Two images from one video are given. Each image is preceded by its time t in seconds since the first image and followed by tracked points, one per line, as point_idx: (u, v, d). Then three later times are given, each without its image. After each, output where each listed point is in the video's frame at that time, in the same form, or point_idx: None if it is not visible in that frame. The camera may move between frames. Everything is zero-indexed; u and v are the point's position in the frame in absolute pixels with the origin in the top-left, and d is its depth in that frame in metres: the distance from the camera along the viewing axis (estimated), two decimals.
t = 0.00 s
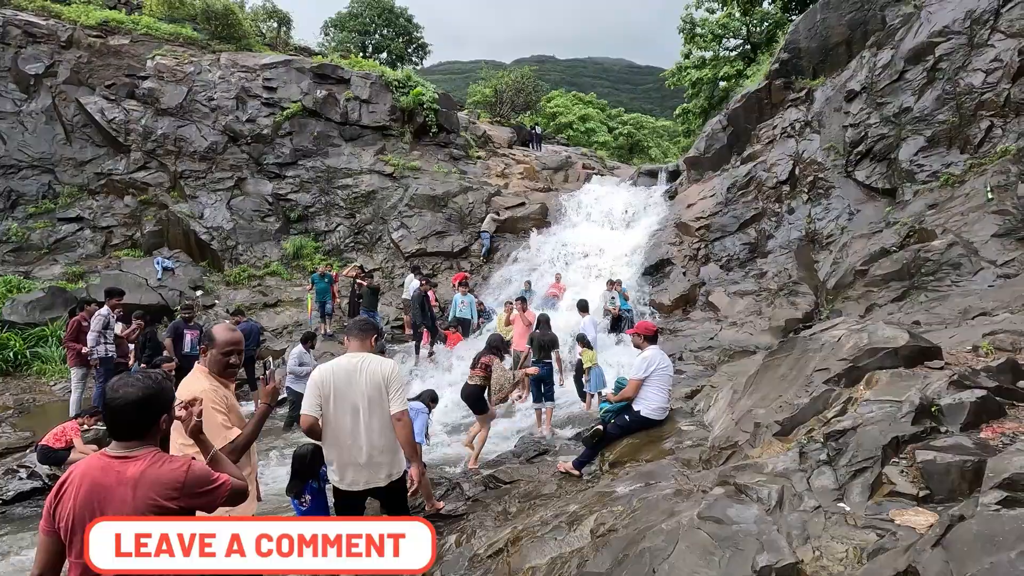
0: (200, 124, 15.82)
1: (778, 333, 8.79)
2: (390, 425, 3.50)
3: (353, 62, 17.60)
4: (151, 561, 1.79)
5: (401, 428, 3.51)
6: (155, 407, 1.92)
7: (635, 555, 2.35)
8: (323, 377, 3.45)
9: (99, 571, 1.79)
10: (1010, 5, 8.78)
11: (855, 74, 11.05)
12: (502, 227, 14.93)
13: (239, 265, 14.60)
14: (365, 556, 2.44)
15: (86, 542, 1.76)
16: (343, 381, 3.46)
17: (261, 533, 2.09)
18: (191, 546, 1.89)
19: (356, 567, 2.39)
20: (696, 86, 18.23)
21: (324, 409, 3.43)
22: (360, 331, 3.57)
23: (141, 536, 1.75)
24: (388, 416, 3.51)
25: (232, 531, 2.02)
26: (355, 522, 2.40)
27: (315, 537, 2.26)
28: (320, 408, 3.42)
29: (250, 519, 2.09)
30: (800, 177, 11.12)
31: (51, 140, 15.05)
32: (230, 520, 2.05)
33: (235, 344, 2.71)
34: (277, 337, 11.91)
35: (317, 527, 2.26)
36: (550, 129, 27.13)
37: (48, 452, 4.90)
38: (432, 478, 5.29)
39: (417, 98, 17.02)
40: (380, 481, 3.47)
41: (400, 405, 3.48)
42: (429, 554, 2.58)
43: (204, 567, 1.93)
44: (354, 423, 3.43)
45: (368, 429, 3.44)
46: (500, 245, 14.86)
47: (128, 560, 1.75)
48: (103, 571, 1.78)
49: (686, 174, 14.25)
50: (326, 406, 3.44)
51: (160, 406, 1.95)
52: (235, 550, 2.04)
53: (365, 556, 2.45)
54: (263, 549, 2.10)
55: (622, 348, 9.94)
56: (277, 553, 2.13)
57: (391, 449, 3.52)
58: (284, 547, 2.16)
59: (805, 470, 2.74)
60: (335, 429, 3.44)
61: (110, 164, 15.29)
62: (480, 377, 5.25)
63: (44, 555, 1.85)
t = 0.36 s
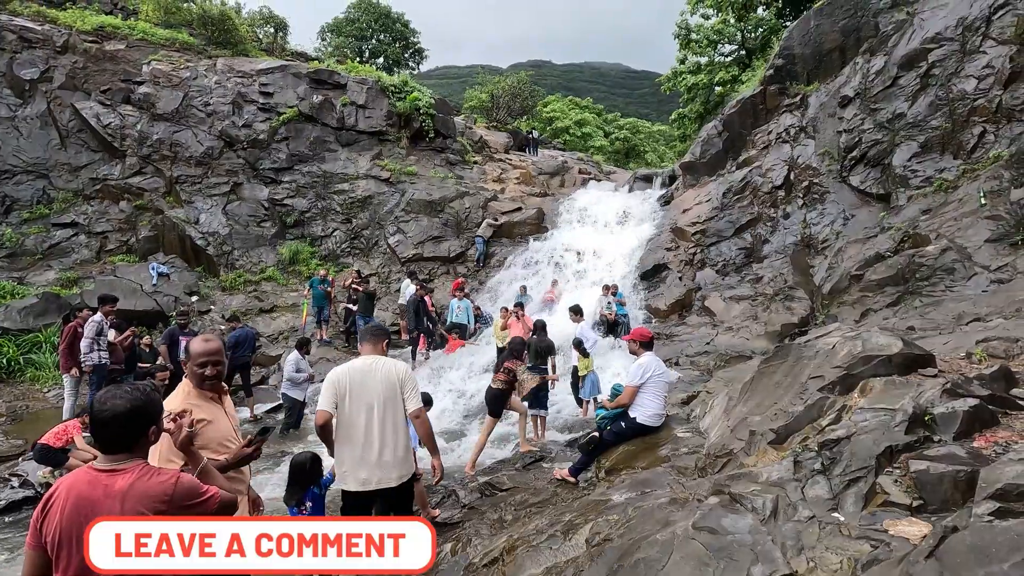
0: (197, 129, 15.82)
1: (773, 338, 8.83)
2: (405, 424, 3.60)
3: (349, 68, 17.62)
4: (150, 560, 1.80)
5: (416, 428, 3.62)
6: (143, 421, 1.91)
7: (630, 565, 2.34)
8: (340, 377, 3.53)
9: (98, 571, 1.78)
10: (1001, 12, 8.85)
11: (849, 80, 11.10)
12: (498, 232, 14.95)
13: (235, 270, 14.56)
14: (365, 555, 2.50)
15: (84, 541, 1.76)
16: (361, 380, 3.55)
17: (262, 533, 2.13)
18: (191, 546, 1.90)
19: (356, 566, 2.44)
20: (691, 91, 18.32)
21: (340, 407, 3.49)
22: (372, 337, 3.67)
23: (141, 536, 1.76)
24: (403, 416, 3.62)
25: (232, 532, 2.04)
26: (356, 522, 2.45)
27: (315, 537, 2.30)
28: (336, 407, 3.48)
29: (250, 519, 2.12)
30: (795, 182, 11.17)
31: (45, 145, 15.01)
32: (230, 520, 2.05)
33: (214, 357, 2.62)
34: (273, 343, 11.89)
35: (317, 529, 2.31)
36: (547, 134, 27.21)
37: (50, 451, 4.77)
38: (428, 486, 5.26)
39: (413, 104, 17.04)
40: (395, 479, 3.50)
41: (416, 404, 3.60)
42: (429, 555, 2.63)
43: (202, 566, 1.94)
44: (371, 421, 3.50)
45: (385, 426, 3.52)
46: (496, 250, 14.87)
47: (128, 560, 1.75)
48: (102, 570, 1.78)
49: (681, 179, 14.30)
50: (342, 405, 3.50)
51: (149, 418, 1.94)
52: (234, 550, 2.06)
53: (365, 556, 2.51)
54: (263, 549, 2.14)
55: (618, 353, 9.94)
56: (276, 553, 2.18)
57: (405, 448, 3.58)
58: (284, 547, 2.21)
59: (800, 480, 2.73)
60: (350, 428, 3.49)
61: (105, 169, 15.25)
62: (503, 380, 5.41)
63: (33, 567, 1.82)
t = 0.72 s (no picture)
0: (194, 134, 15.83)
1: (770, 345, 8.86)
2: (424, 429, 3.66)
3: (347, 73, 17.63)
4: (151, 560, 1.84)
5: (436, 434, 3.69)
6: (137, 443, 1.91)
7: None
8: (366, 380, 3.63)
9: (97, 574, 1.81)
10: (995, 21, 8.91)
11: (845, 87, 11.15)
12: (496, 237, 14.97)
13: (232, 276, 14.55)
14: (365, 555, 2.56)
15: (84, 544, 1.77)
16: (385, 384, 3.63)
17: (262, 533, 2.17)
18: (191, 546, 1.92)
19: (356, 566, 2.50)
20: (688, 96, 18.40)
21: (363, 410, 3.58)
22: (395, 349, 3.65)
23: (141, 536, 1.81)
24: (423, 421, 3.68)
25: (231, 532, 2.04)
26: (355, 522, 2.52)
27: (315, 537, 2.36)
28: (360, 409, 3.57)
29: (250, 520, 2.14)
30: (792, 189, 11.22)
31: (42, 151, 15.00)
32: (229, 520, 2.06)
33: (213, 378, 2.58)
34: (270, 349, 11.89)
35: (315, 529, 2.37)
36: (544, 138, 27.30)
37: (53, 455, 4.74)
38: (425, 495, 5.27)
39: (411, 109, 17.07)
40: (411, 481, 3.53)
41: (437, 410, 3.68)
42: (430, 554, 2.68)
43: (202, 567, 1.95)
44: (392, 424, 3.56)
45: (404, 430, 3.58)
46: (493, 256, 14.88)
47: (128, 560, 1.79)
48: (99, 572, 1.80)
49: (678, 185, 14.36)
50: (365, 407, 3.58)
51: (144, 439, 1.95)
52: (234, 550, 2.07)
53: (365, 556, 2.56)
54: (263, 549, 2.17)
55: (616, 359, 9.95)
56: (276, 553, 2.22)
57: (422, 452, 3.61)
58: (283, 548, 2.26)
59: (793, 498, 2.74)
60: (372, 430, 3.56)
61: (102, 174, 15.24)
62: (522, 378, 5.70)
63: None
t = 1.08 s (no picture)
0: (194, 136, 15.85)
1: (767, 350, 8.88)
2: (433, 429, 3.68)
3: (347, 75, 17.65)
4: (150, 560, 1.91)
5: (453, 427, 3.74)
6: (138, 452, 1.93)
7: None
8: (379, 380, 3.65)
9: None
10: (992, 28, 8.95)
11: (843, 92, 11.19)
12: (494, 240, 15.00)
13: (231, 277, 14.56)
14: (365, 555, 2.56)
15: (82, 550, 1.78)
16: (396, 384, 3.64)
17: (261, 533, 2.23)
18: (191, 547, 2.02)
19: (357, 566, 2.50)
20: (687, 100, 18.45)
21: (375, 409, 3.60)
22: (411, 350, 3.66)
23: (142, 536, 1.85)
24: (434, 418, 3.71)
25: (231, 532, 2.17)
26: (356, 522, 2.53)
27: (315, 537, 2.40)
28: (372, 409, 3.59)
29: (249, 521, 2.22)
30: (790, 194, 11.25)
31: (42, 152, 15.01)
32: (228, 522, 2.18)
33: (249, 390, 2.66)
34: (269, 351, 11.90)
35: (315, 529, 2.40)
36: (544, 141, 27.35)
37: (55, 452, 4.75)
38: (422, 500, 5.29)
39: (411, 111, 17.11)
40: (415, 479, 3.55)
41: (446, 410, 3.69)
42: (429, 554, 2.71)
43: (202, 566, 2.06)
44: (401, 423, 3.58)
45: (413, 428, 3.60)
46: (492, 258, 14.91)
47: (128, 560, 1.82)
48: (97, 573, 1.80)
49: (677, 188, 14.39)
50: (376, 407, 3.60)
51: (144, 449, 1.96)
52: (234, 550, 2.18)
53: (366, 556, 2.57)
54: (263, 549, 2.24)
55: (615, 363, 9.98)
56: (276, 553, 2.27)
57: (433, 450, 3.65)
58: (283, 547, 2.30)
59: (786, 509, 2.76)
60: (382, 428, 3.58)
61: (101, 175, 15.24)
62: (534, 377, 5.77)
63: None
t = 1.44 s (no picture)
0: (195, 136, 15.88)
1: (766, 351, 8.89)
2: (433, 424, 3.68)
3: (348, 76, 17.69)
4: (149, 559, 1.88)
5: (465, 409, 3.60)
6: (137, 442, 1.95)
7: None
8: (378, 378, 3.68)
9: None
10: (991, 31, 8.97)
11: (842, 95, 11.21)
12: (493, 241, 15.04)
13: (232, 277, 14.59)
14: (365, 555, 2.61)
15: (83, 544, 1.81)
16: (395, 381, 3.66)
17: (262, 533, 2.21)
18: (191, 546, 1.96)
19: (357, 566, 2.55)
20: (688, 102, 18.48)
21: (375, 406, 3.63)
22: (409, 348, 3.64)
23: (141, 536, 1.85)
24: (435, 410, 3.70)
25: (232, 532, 2.09)
26: (356, 522, 2.57)
27: (315, 537, 2.40)
28: (372, 407, 3.62)
29: (249, 521, 2.18)
30: (789, 195, 11.27)
31: (43, 151, 15.06)
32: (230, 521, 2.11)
33: (258, 382, 2.74)
34: (269, 351, 11.92)
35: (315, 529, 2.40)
36: (544, 143, 27.40)
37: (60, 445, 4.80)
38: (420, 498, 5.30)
39: (411, 112, 17.14)
40: (417, 474, 3.56)
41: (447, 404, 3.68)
42: (429, 554, 2.76)
43: (202, 566, 1.99)
44: (400, 419, 3.60)
45: (413, 424, 3.61)
46: (492, 259, 14.92)
47: (128, 559, 1.83)
48: (99, 572, 1.83)
49: (677, 190, 14.41)
50: (376, 404, 3.63)
51: (144, 441, 1.99)
52: (234, 550, 2.12)
53: (365, 556, 2.62)
54: (263, 548, 2.22)
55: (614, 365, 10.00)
56: (276, 553, 2.25)
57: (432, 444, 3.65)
58: (283, 547, 2.29)
59: (779, 504, 2.76)
60: (382, 425, 3.61)
61: (103, 175, 15.28)
62: (540, 373, 5.81)
63: None
